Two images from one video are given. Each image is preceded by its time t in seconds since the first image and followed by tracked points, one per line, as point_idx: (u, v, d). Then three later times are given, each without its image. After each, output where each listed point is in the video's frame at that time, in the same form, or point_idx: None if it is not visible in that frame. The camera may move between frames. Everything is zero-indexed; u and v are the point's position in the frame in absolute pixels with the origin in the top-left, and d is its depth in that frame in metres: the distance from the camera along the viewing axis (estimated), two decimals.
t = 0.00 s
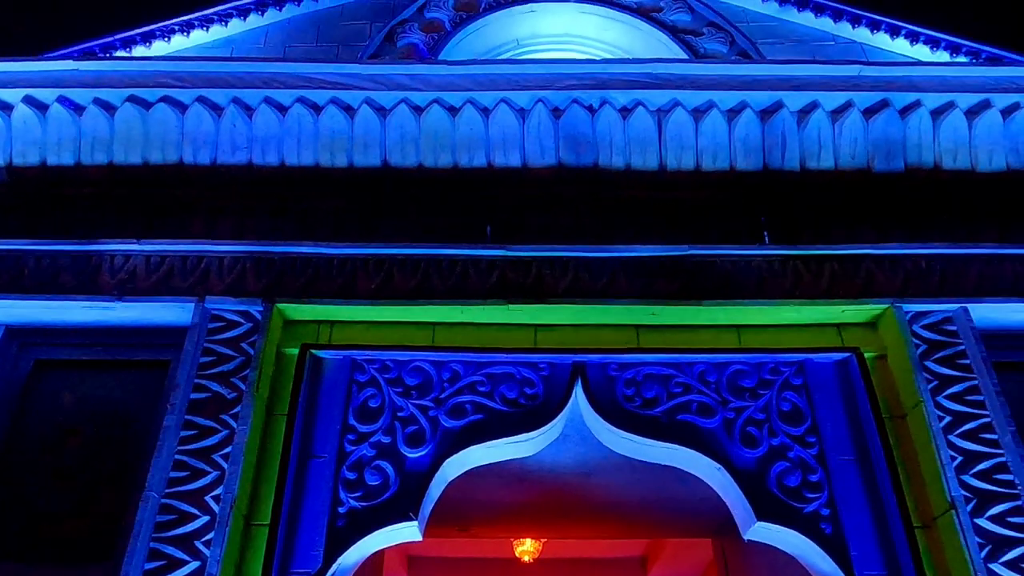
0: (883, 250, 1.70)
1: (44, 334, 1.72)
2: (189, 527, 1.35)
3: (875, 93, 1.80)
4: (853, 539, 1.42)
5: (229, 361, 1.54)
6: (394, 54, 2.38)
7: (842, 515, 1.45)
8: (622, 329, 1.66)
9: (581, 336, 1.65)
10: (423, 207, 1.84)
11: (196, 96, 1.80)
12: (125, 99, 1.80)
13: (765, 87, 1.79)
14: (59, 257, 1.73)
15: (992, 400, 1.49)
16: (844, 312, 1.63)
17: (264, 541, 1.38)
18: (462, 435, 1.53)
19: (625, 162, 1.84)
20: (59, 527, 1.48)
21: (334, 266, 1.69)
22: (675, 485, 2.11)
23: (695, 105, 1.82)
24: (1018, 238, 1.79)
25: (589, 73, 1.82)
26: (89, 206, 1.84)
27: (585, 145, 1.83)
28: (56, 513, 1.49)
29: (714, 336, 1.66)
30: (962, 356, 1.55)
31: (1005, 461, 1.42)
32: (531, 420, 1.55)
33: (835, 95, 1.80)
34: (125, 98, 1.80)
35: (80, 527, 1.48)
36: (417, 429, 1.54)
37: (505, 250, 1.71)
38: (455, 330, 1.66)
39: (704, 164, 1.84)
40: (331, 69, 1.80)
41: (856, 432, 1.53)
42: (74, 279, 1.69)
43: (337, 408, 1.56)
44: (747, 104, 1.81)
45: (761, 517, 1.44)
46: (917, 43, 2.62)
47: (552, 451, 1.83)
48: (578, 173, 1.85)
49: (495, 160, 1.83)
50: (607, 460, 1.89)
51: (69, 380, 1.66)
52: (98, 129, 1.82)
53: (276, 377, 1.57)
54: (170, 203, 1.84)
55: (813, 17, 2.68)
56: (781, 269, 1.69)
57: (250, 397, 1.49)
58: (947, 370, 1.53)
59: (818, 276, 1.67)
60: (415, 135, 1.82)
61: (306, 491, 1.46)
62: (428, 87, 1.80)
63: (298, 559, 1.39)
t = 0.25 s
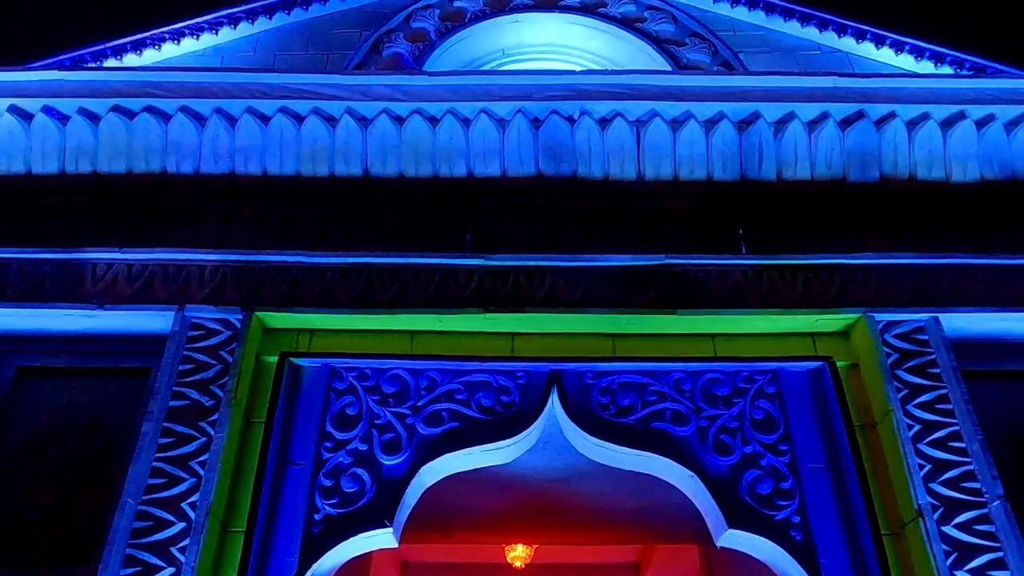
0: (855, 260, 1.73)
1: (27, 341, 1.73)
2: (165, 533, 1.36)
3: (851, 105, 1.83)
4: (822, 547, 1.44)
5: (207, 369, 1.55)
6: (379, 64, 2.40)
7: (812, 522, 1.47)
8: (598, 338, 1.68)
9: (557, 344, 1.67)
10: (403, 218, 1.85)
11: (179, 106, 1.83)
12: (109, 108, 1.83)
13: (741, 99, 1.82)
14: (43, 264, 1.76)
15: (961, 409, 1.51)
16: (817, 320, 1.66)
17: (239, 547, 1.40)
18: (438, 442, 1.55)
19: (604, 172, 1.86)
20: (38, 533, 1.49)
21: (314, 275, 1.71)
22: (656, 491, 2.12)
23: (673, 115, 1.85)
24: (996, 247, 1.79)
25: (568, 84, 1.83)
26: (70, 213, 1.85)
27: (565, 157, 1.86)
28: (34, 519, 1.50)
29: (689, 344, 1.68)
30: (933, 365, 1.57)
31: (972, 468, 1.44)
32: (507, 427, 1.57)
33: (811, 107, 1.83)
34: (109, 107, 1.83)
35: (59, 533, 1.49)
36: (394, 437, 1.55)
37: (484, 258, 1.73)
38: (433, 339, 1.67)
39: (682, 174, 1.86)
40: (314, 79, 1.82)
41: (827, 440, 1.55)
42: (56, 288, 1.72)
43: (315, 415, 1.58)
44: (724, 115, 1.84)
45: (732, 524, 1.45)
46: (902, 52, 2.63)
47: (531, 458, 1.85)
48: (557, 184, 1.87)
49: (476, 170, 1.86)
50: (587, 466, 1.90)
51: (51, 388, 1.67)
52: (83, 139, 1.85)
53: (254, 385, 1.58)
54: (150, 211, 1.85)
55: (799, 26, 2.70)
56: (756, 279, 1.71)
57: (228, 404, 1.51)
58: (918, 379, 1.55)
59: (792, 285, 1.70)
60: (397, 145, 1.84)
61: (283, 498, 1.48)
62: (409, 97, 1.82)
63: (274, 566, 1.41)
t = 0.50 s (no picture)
0: (827, 269, 1.76)
1: (13, 346, 1.75)
2: (144, 537, 1.38)
3: (829, 115, 1.84)
4: (794, 552, 1.45)
5: (189, 374, 1.57)
6: (367, 71, 2.42)
7: (784, 528, 1.48)
8: (576, 345, 1.70)
9: (536, 351, 1.70)
10: (386, 226, 1.87)
11: (165, 113, 1.83)
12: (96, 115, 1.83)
13: (722, 108, 1.84)
14: (29, 269, 1.79)
15: (933, 416, 1.53)
16: (792, 328, 1.68)
17: (218, 551, 1.41)
18: (417, 448, 1.57)
19: (585, 180, 1.88)
20: (19, 536, 1.50)
21: (296, 282, 1.74)
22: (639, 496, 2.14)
23: (655, 124, 1.86)
24: (972, 257, 1.81)
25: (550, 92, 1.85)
26: (57, 219, 1.87)
27: (546, 165, 1.87)
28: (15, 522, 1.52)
29: (667, 351, 1.70)
30: (906, 373, 1.59)
31: (942, 475, 1.46)
32: (485, 433, 1.58)
33: (790, 116, 1.85)
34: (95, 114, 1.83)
35: (40, 535, 1.50)
36: (373, 442, 1.57)
37: (465, 266, 1.75)
38: (414, 345, 1.70)
39: (663, 183, 1.88)
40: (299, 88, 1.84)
41: (802, 447, 1.57)
42: (40, 293, 1.75)
43: (295, 420, 1.60)
44: (704, 124, 1.85)
45: (706, 529, 1.47)
46: (888, 60, 2.65)
47: (511, 463, 1.86)
48: (538, 192, 1.88)
49: (458, 178, 1.87)
50: (568, 471, 1.92)
51: (36, 392, 1.69)
52: (70, 146, 1.86)
53: (235, 390, 1.60)
54: (137, 218, 1.86)
55: (787, 34, 2.72)
56: (733, 287, 1.74)
57: (208, 409, 1.53)
58: (891, 387, 1.57)
59: (770, 294, 1.73)
60: (380, 153, 1.86)
61: (261, 502, 1.50)
62: (393, 105, 1.84)
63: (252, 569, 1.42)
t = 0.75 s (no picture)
0: (799, 274, 1.81)
1: None
2: (115, 536, 1.39)
3: (805, 122, 1.86)
4: (760, 555, 1.47)
5: (164, 375, 1.59)
6: (350, 73, 2.44)
7: (751, 531, 1.50)
8: (550, 348, 1.72)
9: (510, 354, 1.71)
10: (365, 228, 1.88)
11: (145, 115, 1.85)
12: (76, 116, 1.84)
13: (698, 115, 1.85)
14: (8, 269, 1.81)
15: (899, 421, 1.55)
16: (763, 333, 1.70)
17: (188, 551, 1.42)
18: (389, 449, 1.58)
19: (562, 184, 1.90)
20: None
21: (273, 283, 1.76)
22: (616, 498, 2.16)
23: (631, 130, 1.87)
24: (942, 263, 1.83)
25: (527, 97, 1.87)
26: (35, 220, 1.88)
27: (523, 169, 1.89)
28: None
29: (638, 355, 1.71)
30: (874, 378, 1.61)
31: (907, 479, 1.47)
32: (457, 435, 1.60)
33: (765, 123, 1.87)
34: (76, 116, 1.84)
35: (11, 533, 1.51)
36: (346, 443, 1.58)
37: (439, 269, 1.78)
38: (388, 347, 1.71)
39: (638, 188, 1.89)
40: (278, 91, 1.85)
41: (770, 451, 1.59)
42: (18, 294, 1.76)
43: (270, 422, 1.61)
44: (680, 130, 1.87)
45: (673, 532, 1.49)
46: (871, 66, 2.67)
47: (487, 464, 1.88)
48: (515, 197, 1.90)
49: (436, 181, 1.89)
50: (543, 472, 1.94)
51: (13, 392, 1.70)
52: (50, 147, 1.87)
53: (210, 391, 1.62)
54: (118, 219, 1.88)
55: (773, 39, 2.73)
56: (704, 292, 1.77)
57: (182, 410, 1.54)
58: (859, 391, 1.59)
59: (741, 299, 1.75)
60: (358, 156, 1.88)
61: (234, 502, 1.51)
62: (372, 109, 1.85)
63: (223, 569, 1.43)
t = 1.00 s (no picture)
0: (770, 277, 1.81)
1: None
2: (80, 535, 1.40)
3: (776, 125, 1.88)
4: (722, 555, 1.48)
5: (132, 374, 1.59)
6: (330, 73, 2.44)
7: (714, 532, 1.51)
8: (520, 348, 1.73)
9: (479, 354, 1.71)
10: (337, 228, 1.88)
11: (119, 114, 1.85)
12: (50, 115, 1.84)
13: (670, 117, 1.86)
14: None
15: (862, 423, 1.56)
16: (730, 335, 1.72)
17: (153, 549, 1.43)
18: (357, 449, 1.59)
19: (534, 186, 1.91)
20: None
21: (245, 283, 1.76)
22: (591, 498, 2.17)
23: (604, 132, 1.88)
24: (910, 266, 1.84)
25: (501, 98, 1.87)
26: (9, 218, 1.88)
27: (497, 170, 1.90)
28: None
29: (607, 357, 1.72)
30: (839, 381, 1.63)
31: (868, 481, 1.49)
32: (425, 435, 1.61)
33: (737, 127, 1.88)
34: (50, 115, 1.84)
35: None
36: (314, 443, 1.59)
37: (408, 270, 1.79)
38: (359, 347, 1.72)
39: (611, 190, 1.91)
40: (252, 91, 1.85)
41: (736, 452, 1.60)
42: None
43: (239, 420, 1.62)
44: (653, 133, 1.88)
45: (637, 532, 1.50)
46: (852, 70, 2.67)
47: (459, 463, 1.89)
48: (488, 197, 1.92)
49: (410, 182, 1.90)
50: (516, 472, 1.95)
51: None
52: (23, 145, 1.87)
53: (179, 390, 1.63)
54: (92, 218, 1.88)
55: (755, 42, 2.74)
56: (674, 293, 1.78)
57: (149, 409, 1.54)
58: (823, 393, 1.61)
59: (710, 301, 1.76)
60: (332, 156, 1.88)
61: (200, 501, 1.52)
62: (345, 110, 1.85)
63: (188, 567, 1.44)
